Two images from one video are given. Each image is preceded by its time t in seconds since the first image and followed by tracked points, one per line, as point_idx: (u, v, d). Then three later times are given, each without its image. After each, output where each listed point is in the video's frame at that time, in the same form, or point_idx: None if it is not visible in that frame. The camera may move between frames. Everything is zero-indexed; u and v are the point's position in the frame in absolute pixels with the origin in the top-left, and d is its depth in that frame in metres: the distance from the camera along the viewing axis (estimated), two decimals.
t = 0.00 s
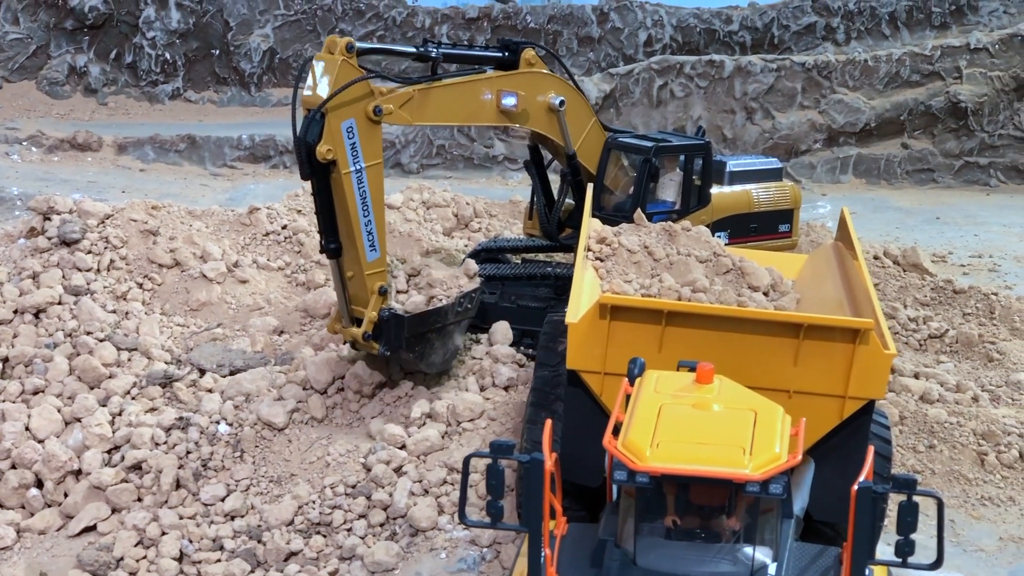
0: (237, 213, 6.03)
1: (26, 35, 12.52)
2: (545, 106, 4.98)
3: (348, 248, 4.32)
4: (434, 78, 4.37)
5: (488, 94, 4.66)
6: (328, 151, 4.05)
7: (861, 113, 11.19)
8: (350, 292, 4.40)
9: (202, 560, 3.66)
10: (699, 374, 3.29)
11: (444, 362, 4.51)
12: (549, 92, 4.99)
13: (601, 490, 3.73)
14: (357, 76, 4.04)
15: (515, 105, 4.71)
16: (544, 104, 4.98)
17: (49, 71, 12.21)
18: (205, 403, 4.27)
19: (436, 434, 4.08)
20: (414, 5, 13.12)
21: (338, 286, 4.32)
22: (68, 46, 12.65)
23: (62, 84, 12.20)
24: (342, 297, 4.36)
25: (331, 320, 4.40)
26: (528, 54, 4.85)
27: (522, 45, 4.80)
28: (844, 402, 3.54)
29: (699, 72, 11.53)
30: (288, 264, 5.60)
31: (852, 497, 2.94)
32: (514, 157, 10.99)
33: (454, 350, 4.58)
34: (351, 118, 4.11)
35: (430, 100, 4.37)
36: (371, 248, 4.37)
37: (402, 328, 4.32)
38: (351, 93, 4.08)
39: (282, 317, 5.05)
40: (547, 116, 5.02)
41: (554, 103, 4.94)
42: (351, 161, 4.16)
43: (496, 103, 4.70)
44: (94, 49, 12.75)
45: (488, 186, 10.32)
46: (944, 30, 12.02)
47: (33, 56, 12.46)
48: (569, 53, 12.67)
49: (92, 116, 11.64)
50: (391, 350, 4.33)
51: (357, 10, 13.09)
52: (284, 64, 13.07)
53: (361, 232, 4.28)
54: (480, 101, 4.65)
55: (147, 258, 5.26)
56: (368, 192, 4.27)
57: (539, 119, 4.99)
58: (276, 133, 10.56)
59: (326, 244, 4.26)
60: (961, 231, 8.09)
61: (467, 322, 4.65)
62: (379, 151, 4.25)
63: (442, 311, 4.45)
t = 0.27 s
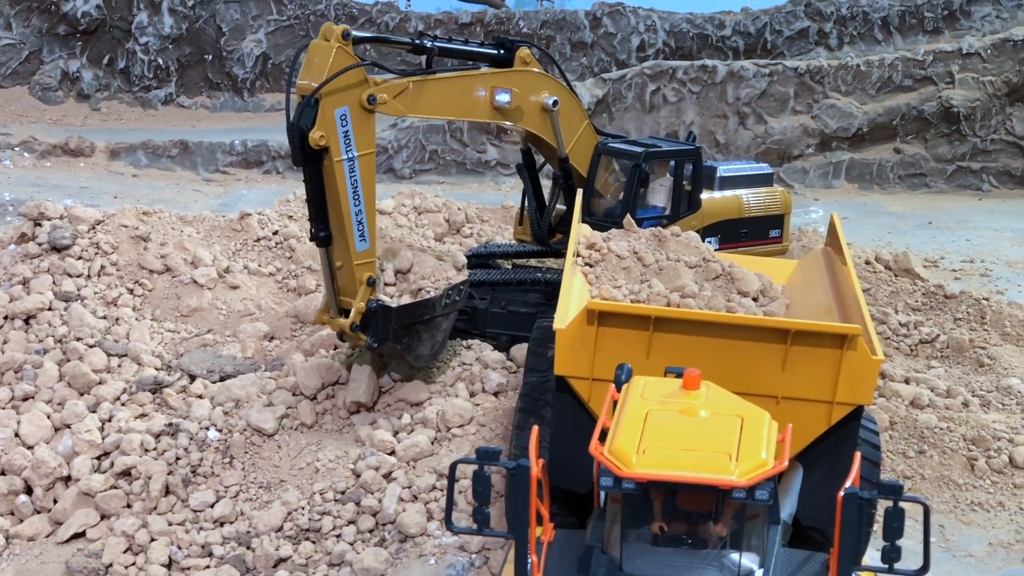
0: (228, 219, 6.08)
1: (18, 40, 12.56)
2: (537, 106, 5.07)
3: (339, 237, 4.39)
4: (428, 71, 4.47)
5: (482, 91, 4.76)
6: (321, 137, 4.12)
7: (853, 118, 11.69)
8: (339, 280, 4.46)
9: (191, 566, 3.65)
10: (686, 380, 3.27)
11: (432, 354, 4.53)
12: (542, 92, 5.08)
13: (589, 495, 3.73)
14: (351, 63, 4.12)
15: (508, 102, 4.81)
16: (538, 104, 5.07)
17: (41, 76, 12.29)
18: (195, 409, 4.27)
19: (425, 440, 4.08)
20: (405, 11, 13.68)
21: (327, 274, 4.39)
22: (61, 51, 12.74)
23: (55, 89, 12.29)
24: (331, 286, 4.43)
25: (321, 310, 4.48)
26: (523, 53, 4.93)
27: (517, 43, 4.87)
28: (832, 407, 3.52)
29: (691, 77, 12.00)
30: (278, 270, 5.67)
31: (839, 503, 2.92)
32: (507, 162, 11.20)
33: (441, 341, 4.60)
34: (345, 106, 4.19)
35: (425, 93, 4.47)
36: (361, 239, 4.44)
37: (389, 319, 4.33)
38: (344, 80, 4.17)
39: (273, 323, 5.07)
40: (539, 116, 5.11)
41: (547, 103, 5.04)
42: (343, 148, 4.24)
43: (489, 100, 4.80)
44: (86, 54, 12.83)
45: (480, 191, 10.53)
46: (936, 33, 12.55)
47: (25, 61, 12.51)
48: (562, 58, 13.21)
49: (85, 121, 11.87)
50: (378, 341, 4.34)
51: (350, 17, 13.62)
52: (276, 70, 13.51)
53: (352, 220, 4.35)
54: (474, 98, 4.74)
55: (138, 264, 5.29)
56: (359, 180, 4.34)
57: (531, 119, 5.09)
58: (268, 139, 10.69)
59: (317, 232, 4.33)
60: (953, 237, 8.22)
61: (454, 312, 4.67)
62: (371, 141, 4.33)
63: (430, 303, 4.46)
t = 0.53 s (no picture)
0: (220, 225, 6.14)
1: (11, 46, 12.96)
2: (531, 106, 5.09)
3: (330, 227, 4.43)
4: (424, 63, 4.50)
5: (477, 89, 4.78)
6: (315, 125, 4.17)
7: (845, 123, 11.80)
8: (330, 269, 4.51)
9: (181, 573, 3.65)
10: (674, 386, 3.25)
11: (420, 348, 4.58)
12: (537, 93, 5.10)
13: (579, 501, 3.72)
14: (347, 51, 4.18)
15: (503, 100, 4.83)
16: (532, 105, 5.09)
17: (35, 82, 12.62)
18: (185, 415, 4.26)
19: (416, 446, 4.08)
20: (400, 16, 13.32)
21: (317, 263, 4.43)
22: (54, 56, 13.13)
23: (48, 94, 12.64)
24: (321, 277, 4.48)
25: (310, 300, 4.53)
26: (519, 52, 5.00)
27: (513, 42, 4.96)
28: (821, 413, 3.50)
29: (683, 83, 12.13)
30: (270, 275, 5.72)
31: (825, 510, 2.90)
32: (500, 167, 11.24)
33: (430, 336, 4.65)
34: (339, 95, 4.24)
35: (420, 87, 4.49)
36: (352, 230, 4.49)
37: (378, 311, 4.40)
38: (340, 68, 4.22)
39: (264, 329, 5.10)
40: (534, 117, 5.13)
41: (542, 103, 5.05)
42: (337, 137, 4.28)
43: (484, 98, 4.82)
44: (79, 60, 13.21)
45: (473, 196, 10.56)
46: (928, 39, 12.94)
47: (18, 67, 12.91)
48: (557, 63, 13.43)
49: (77, 127, 12.11)
50: (366, 333, 4.43)
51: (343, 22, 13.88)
52: (269, 75, 13.53)
53: (343, 211, 4.39)
54: (468, 95, 4.76)
55: (129, 270, 5.31)
56: (351, 171, 4.38)
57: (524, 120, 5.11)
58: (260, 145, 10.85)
59: (308, 221, 4.36)
60: (945, 242, 8.26)
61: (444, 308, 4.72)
62: (365, 131, 4.37)
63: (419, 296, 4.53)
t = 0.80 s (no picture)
0: (212, 230, 6.17)
1: (5, 52, 12.93)
2: (527, 107, 5.14)
3: (323, 216, 4.42)
4: (421, 56, 4.54)
5: (474, 86, 4.83)
6: (311, 112, 4.17)
7: (839, 128, 11.84)
8: (322, 259, 4.50)
9: None
10: (664, 392, 3.22)
11: (408, 342, 4.61)
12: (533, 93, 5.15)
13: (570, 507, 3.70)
14: (345, 39, 4.21)
15: (499, 97, 4.87)
16: (528, 105, 5.13)
17: (28, 88, 12.65)
18: (177, 421, 4.25)
19: (407, 451, 4.07)
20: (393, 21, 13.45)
21: (309, 252, 4.41)
22: (48, 62, 13.15)
23: (41, 100, 12.66)
24: (312, 266, 4.46)
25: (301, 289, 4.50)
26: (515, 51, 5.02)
27: (511, 42, 4.97)
28: (812, 418, 3.49)
29: (678, 88, 12.20)
30: (262, 281, 5.75)
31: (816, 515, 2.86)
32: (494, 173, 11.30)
33: (419, 331, 4.70)
34: (336, 83, 4.25)
35: (417, 81, 4.54)
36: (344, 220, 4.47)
37: (368, 303, 4.40)
38: (337, 55, 4.24)
39: (256, 334, 5.12)
40: (529, 117, 5.17)
41: (537, 104, 5.10)
42: (332, 125, 4.28)
43: (479, 95, 4.86)
44: (73, 65, 13.24)
45: (467, 201, 10.58)
46: (923, 43, 12.97)
47: (12, 72, 12.90)
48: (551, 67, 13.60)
49: (71, 133, 12.12)
50: (355, 324, 4.39)
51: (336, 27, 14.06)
52: (261, 80, 13.81)
53: (337, 200, 4.37)
54: (464, 92, 4.80)
55: (121, 276, 5.33)
56: (346, 160, 4.37)
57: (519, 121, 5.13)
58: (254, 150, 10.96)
59: (300, 209, 4.35)
60: (939, 247, 8.27)
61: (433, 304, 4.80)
62: (361, 121, 4.39)
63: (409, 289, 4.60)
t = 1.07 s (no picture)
0: (206, 237, 6.22)
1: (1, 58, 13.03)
2: (523, 108, 5.32)
3: (318, 207, 4.51)
4: (421, 52, 4.69)
5: (471, 85, 4.99)
6: (309, 100, 4.26)
7: (834, 134, 11.87)
8: (316, 250, 4.60)
9: None
10: (656, 399, 3.14)
11: (400, 338, 4.69)
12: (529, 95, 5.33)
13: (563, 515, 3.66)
14: (345, 29, 4.30)
15: (496, 96, 5.04)
16: (524, 107, 5.32)
17: (23, 94, 12.68)
18: (170, 428, 4.25)
19: (401, 458, 4.07)
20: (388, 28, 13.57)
21: (303, 242, 4.51)
22: (43, 68, 13.19)
23: (36, 106, 12.68)
24: (306, 256, 4.56)
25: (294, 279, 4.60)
26: (513, 52, 5.19)
27: (509, 42, 5.13)
28: (804, 426, 3.43)
29: (672, 94, 12.24)
30: (256, 288, 5.78)
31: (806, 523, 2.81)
32: (488, 179, 11.32)
33: (411, 327, 4.73)
34: (335, 73, 4.35)
35: (417, 77, 4.70)
36: (339, 211, 4.57)
37: (360, 295, 4.53)
38: (335, 44, 4.33)
39: (250, 341, 5.15)
40: (525, 118, 5.36)
41: (534, 105, 5.29)
42: (329, 115, 4.37)
43: (477, 94, 5.03)
44: (68, 72, 13.27)
45: (462, 207, 10.60)
46: (917, 50, 13.02)
47: (7, 78, 12.95)
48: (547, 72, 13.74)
49: (66, 139, 12.13)
50: (347, 317, 4.52)
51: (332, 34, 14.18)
52: (258, 87, 13.80)
53: (332, 190, 4.47)
54: (462, 91, 4.97)
55: (116, 283, 5.36)
56: (342, 151, 4.45)
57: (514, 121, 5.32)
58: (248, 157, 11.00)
59: (296, 198, 4.45)
60: (934, 253, 8.28)
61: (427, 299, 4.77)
62: (358, 113, 4.48)
63: (401, 285, 4.65)
